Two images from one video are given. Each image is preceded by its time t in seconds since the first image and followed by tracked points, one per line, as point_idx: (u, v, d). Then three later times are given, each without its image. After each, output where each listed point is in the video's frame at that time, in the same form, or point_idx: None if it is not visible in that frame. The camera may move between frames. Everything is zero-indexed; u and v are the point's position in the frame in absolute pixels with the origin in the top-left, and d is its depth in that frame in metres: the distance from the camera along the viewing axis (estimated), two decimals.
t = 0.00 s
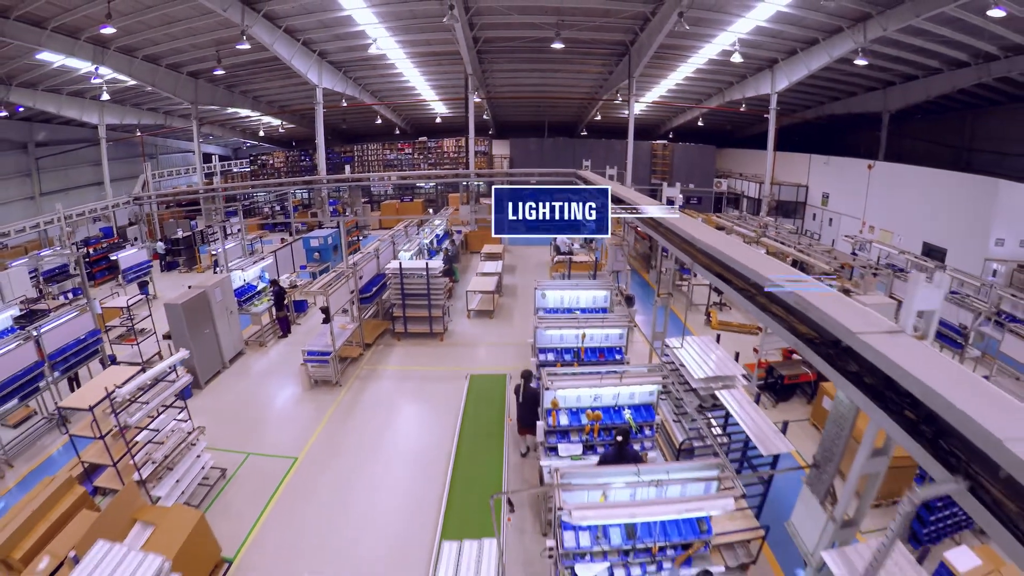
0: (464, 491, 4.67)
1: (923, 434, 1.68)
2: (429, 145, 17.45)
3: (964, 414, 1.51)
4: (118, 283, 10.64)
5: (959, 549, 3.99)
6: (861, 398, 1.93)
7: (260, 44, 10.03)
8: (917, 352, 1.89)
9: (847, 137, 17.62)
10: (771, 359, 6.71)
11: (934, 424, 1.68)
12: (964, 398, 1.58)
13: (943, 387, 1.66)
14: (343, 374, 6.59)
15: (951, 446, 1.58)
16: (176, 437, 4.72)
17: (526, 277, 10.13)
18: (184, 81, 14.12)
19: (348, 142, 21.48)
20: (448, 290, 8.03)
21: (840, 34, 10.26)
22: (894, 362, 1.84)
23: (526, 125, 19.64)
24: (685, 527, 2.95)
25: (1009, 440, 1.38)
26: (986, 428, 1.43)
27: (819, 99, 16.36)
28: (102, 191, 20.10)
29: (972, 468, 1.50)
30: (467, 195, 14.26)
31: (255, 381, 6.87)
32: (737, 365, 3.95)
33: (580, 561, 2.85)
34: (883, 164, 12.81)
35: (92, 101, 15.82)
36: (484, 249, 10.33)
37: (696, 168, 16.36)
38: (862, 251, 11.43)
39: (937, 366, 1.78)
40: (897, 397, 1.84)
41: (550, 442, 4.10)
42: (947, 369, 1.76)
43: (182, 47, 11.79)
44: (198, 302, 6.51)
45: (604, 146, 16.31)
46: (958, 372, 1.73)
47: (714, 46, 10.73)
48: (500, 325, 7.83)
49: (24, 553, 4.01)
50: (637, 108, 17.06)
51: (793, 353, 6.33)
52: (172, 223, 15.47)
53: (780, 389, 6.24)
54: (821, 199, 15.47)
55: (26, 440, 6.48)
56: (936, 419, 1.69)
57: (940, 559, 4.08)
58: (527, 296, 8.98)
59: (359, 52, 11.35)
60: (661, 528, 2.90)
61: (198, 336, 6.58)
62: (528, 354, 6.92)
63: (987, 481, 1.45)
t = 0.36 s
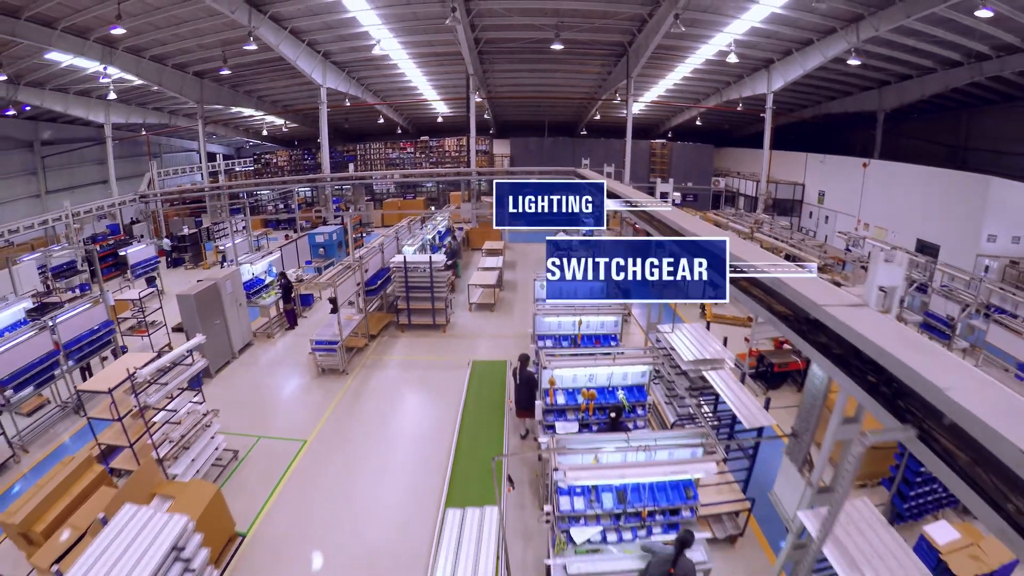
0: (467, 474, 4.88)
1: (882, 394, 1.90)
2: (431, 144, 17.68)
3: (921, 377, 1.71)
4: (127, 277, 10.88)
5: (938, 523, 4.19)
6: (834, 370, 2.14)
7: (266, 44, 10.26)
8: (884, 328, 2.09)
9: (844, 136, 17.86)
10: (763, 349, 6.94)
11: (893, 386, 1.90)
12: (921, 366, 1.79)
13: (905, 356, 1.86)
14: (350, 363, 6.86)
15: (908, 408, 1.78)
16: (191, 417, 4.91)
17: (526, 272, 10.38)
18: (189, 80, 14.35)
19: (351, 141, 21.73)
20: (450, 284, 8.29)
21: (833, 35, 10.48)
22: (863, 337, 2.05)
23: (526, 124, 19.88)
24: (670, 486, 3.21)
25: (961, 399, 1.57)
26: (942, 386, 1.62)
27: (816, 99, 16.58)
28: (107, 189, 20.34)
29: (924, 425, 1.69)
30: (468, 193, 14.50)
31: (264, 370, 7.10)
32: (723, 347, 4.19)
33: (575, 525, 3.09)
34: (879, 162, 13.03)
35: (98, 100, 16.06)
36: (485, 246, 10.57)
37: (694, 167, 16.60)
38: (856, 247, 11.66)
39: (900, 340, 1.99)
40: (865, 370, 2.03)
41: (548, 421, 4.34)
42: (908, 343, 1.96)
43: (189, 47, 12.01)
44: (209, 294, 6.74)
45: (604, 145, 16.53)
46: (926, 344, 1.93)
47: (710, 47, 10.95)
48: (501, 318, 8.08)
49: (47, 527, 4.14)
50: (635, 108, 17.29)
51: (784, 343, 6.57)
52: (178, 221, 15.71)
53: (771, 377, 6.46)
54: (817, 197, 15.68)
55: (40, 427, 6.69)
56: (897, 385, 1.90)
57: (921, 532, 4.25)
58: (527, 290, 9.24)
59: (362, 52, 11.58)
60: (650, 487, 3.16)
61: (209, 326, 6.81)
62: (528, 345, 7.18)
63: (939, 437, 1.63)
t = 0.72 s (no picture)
0: (467, 455, 5.09)
1: (840, 356, 2.15)
2: (432, 143, 17.94)
3: (904, 360, 1.77)
4: (136, 273, 11.15)
5: (915, 496, 4.37)
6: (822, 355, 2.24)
7: (272, 46, 10.53)
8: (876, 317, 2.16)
9: (839, 136, 18.13)
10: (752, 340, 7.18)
11: (850, 350, 2.16)
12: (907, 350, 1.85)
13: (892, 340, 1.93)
14: (356, 353, 7.17)
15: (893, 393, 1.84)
16: (205, 399, 5.18)
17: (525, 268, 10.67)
18: (195, 80, 14.62)
19: (353, 141, 22.02)
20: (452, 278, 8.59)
21: (826, 35, 10.72)
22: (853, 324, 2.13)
23: (526, 124, 20.16)
24: (653, 452, 3.51)
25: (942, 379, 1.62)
26: (900, 353, 1.80)
27: (812, 99, 16.85)
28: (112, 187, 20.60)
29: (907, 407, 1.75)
30: (469, 192, 14.77)
31: (273, 358, 7.37)
32: (710, 331, 4.46)
33: (569, 490, 3.36)
34: (872, 162, 13.26)
35: (105, 100, 16.33)
36: (485, 242, 10.85)
37: (692, 166, 16.89)
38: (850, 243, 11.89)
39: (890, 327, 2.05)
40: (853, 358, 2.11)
41: (544, 398, 4.60)
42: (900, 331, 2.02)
43: (196, 48, 12.27)
44: (220, 286, 7.00)
45: (603, 145, 16.80)
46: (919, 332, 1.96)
47: (706, 48, 11.20)
48: (502, 310, 8.38)
49: (68, 499, 4.36)
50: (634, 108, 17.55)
51: (772, 332, 6.82)
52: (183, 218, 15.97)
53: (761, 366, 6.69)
54: (813, 195, 15.91)
55: (55, 413, 6.93)
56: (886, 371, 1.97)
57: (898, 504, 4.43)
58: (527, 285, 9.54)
59: (366, 53, 11.84)
60: (636, 454, 3.44)
61: (220, 317, 7.08)
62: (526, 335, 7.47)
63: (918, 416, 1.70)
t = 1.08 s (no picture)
0: (467, 430, 5.37)
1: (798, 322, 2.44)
2: (433, 143, 18.25)
3: (955, 388, 1.45)
4: (145, 268, 11.44)
5: (890, 470, 4.60)
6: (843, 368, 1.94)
7: (278, 47, 10.82)
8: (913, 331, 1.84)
9: (834, 136, 18.45)
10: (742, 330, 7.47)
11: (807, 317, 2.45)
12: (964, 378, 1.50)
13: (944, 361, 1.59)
14: (360, 342, 7.48)
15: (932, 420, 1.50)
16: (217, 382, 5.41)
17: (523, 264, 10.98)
18: (201, 80, 14.91)
19: (355, 140, 22.34)
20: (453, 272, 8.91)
21: (817, 37, 11.00)
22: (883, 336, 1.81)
23: (525, 124, 20.47)
24: (637, 421, 3.80)
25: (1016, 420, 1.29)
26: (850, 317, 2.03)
27: (806, 100, 17.15)
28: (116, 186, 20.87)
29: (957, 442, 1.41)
30: (469, 190, 15.08)
31: (280, 347, 7.66)
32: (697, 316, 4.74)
33: (561, 457, 3.62)
34: (865, 159, 13.51)
35: (110, 99, 16.62)
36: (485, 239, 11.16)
37: (688, 165, 17.17)
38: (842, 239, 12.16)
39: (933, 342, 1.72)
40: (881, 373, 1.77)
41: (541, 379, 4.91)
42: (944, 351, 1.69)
43: (203, 49, 12.56)
44: (231, 277, 7.29)
45: (601, 145, 17.10)
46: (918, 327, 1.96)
47: (701, 49, 11.49)
48: (501, 303, 8.69)
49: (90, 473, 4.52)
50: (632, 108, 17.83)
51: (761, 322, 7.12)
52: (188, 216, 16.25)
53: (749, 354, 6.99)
54: (807, 194, 16.20)
55: (69, 399, 7.18)
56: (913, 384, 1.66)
57: (874, 477, 4.67)
58: (525, 279, 9.85)
59: (369, 54, 12.14)
60: (623, 423, 3.72)
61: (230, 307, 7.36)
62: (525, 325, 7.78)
63: (972, 455, 1.36)
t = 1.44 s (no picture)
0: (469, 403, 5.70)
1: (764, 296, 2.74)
2: (434, 142, 18.56)
3: (929, 364, 1.40)
4: (154, 263, 11.76)
5: (868, 446, 4.87)
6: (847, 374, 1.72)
7: (283, 48, 11.11)
8: (893, 317, 1.73)
9: (829, 135, 18.76)
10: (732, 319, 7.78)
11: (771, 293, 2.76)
12: (990, 391, 1.26)
13: (961, 368, 1.37)
14: (366, 332, 7.80)
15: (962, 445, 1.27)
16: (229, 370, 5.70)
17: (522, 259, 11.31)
18: (207, 81, 15.21)
19: (357, 140, 22.67)
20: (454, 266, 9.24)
21: (809, 38, 11.28)
22: (888, 341, 1.59)
23: (525, 124, 20.79)
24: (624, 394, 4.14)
25: None
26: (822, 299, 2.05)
27: (801, 100, 17.44)
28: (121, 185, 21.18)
29: (988, 466, 1.21)
30: (469, 188, 15.40)
31: (288, 337, 7.96)
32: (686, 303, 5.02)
33: (554, 427, 3.97)
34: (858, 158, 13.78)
35: (117, 99, 16.91)
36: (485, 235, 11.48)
37: (685, 164, 17.46)
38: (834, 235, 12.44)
39: (942, 347, 1.51)
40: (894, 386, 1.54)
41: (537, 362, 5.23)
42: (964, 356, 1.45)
43: (210, 50, 12.86)
44: (241, 269, 7.59)
45: (598, 144, 17.42)
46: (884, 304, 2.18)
47: (696, 50, 11.77)
48: (501, 296, 9.01)
49: (111, 447, 4.73)
50: (629, 108, 18.13)
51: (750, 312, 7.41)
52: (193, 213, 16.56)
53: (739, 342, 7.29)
54: (802, 192, 16.48)
55: (84, 385, 7.47)
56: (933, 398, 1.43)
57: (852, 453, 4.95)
58: (524, 273, 10.17)
59: (372, 56, 12.45)
60: (611, 396, 4.05)
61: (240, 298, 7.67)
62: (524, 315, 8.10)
63: (1008, 484, 1.16)
